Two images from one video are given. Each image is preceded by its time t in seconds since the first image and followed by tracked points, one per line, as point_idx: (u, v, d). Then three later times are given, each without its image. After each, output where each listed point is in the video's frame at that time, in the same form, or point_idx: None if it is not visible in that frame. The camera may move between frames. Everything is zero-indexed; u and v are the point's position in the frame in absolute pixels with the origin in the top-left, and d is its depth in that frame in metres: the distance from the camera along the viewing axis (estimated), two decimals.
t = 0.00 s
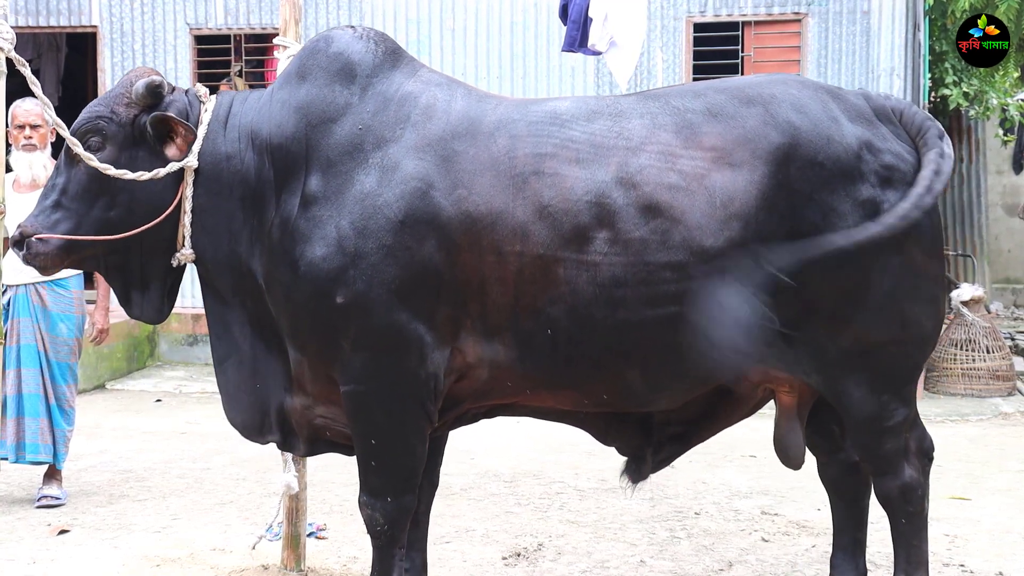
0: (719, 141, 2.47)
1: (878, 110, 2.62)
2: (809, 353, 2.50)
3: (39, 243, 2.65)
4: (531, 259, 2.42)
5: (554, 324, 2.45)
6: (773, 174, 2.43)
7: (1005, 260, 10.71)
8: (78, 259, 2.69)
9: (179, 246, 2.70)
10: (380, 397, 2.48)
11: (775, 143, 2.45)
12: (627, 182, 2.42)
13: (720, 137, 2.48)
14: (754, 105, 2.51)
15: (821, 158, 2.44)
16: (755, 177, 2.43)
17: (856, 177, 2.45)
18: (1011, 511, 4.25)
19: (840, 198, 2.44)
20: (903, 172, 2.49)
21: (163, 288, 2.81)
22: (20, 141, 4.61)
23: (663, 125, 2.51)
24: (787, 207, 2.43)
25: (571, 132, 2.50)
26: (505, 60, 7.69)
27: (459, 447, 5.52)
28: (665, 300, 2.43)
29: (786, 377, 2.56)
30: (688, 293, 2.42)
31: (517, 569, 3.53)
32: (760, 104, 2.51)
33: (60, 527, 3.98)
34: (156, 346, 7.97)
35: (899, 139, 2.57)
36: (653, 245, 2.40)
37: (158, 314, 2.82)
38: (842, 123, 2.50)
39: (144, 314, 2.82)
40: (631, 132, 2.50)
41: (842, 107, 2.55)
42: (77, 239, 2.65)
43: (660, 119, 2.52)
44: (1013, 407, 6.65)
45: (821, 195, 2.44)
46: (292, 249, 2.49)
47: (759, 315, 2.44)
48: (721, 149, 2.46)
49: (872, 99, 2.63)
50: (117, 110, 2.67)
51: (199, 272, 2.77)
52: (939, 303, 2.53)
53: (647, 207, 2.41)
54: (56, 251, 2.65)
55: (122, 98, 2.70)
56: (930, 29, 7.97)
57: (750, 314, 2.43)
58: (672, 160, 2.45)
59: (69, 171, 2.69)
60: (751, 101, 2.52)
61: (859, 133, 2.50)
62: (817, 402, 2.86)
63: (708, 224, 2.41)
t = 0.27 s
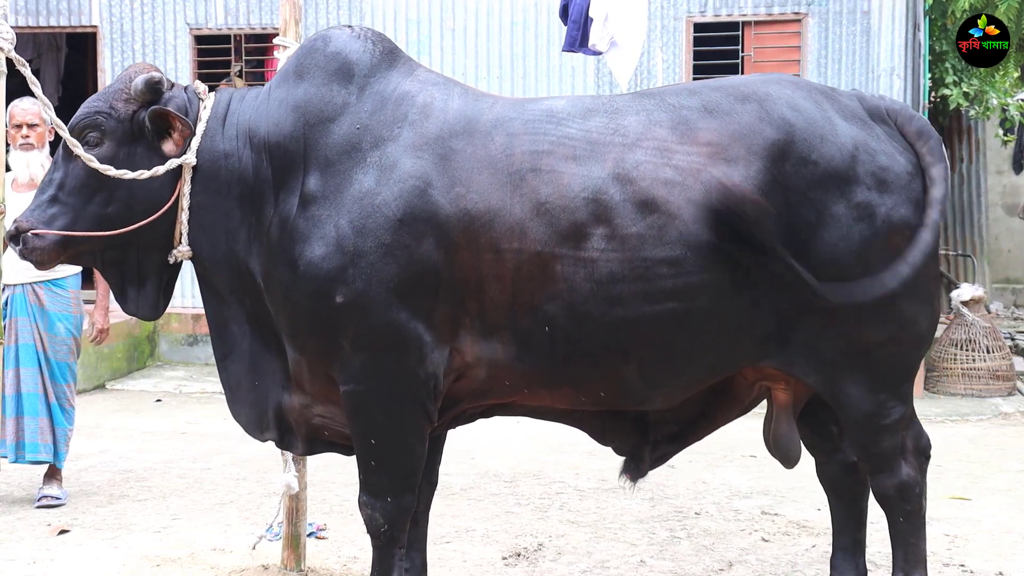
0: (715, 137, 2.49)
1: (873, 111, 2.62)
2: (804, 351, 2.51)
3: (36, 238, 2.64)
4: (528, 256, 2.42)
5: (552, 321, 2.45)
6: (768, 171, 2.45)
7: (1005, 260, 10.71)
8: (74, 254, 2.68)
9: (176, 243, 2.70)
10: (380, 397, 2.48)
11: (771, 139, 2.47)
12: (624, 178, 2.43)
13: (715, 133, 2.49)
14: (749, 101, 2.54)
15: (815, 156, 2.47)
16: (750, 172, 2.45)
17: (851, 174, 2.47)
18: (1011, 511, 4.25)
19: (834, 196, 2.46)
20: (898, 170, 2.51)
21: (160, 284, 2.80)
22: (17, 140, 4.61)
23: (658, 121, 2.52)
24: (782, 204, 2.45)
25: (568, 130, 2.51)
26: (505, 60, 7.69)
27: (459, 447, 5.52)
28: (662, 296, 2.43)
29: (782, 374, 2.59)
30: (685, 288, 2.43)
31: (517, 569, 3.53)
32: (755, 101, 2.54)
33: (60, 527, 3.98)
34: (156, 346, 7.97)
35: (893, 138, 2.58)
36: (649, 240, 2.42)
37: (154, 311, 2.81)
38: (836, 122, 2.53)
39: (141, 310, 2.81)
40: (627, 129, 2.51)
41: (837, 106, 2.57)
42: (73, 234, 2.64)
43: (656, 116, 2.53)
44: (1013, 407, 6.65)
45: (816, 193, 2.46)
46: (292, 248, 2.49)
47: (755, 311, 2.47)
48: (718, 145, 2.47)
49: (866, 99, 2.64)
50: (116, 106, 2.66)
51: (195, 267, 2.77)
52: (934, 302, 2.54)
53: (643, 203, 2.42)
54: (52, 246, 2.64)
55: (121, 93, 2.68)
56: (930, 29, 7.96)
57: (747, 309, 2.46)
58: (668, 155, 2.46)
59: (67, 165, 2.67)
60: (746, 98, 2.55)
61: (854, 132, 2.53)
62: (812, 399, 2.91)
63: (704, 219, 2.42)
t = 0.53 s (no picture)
0: (710, 135, 2.50)
1: (867, 111, 2.63)
2: (799, 351, 2.53)
3: (30, 231, 2.64)
4: (526, 254, 2.42)
5: (549, 320, 2.45)
6: (762, 168, 2.46)
7: (1005, 259, 10.71)
8: (69, 247, 2.69)
9: (171, 238, 2.71)
10: (379, 397, 2.48)
11: (765, 137, 2.48)
12: (620, 175, 2.44)
13: (710, 130, 2.50)
14: (743, 100, 2.56)
15: (810, 154, 2.48)
16: (745, 170, 2.46)
17: (845, 172, 2.47)
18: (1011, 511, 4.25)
19: (829, 195, 2.46)
20: (893, 168, 2.51)
21: (155, 279, 2.80)
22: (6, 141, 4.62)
23: (654, 119, 2.53)
24: (777, 201, 2.46)
25: (564, 128, 2.51)
26: (505, 60, 7.69)
27: (459, 447, 5.52)
28: (658, 294, 2.44)
29: (778, 373, 2.60)
30: (681, 286, 2.43)
31: (517, 569, 3.53)
32: (749, 100, 2.56)
33: (60, 527, 3.98)
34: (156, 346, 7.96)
35: (887, 138, 2.58)
36: (645, 238, 2.42)
37: (147, 306, 2.81)
38: (830, 122, 2.54)
39: (135, 306, 2.81)
40: (623, 127, 2.51)
41: (831, 106, 2.58)
42: (69, 227, 2.64)
43: (651, 114, 2.54)
44: (1014, 407, 6.65)
45: (811, 191, 2.46)
46: (291, 247, 2.48)
47: (750, 309, 2.48)
48: (712, 142, 2.49)
49: (860, 99, 2.65)
50: (115, 100, 2.66)
51: (189, 264, 2.77)
52: (930, 302, 2.53)
53: (639, 200, 2.42)
54: (47, 239, 2.64)
55: (120, 88, 2.68)
56: (930, 29, 7.96)
57: (743, 307, 2.47)
58: (663, 153, 2.47)
59: (63, 159, 2.67)
60: (740, 97, 2.57)
61: (848, 131, 2.54)
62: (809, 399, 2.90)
63: (700, 216, 2.43)
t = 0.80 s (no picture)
0: (703, 133, 2.50)
1: (862, 111, 2.63)
2: (795, 350, 2.53)
3: (26, 225, 2.64)
4: (523, 253, 2.42)
5: (546, 318, 2.45)
6: (757, 167, 2.46)
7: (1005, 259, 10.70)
8: (65, 242, 2.69)
9: (167, 234, 2.71)
10: (379, 398, 2.48)
11: (758, 135, 2.49)
12: (615, 173, 2.44)
13: (705, 129, 2.51)
14: (738, 99, 2.56)
15: (804, 153, 2.48)
16: (740, 168, 2.46)
17: (840, 170, 2.47)
18: (1012, 510, 4.25)
19: (824, 194, 2.46)
20: (888, 167, 2.51)
21: (150, 275, 2.80)
22: None
23: (648, 118, 2.54)
24: (771, 200, 2.46)
25: (560, 127, 2.52)
26: (505, 60, 7.69)
27: (459, 447, 5.52)
28: (654, 291, 2.43)
29: (774, 372, 2.61)
30: (676, 283, 2.43)
31: (518, 569, 3.53)
32: (744, 99, 2.56)
33: (60, 526, 3.98)
34: (156, 346, 7.96)
35: (882, 138, 2.58)
36: (640, 235, 2.42)
37: (143, 302, 2.81)
38: (824, 121, 2.54)
39: (130, 301, 2.81)
40: (618, 125, 2.52)
41: (825, 106, 2.59)
42: (64, 222, 2.64)
43: (646, 113, 2.55)
44: (1014, 407, 6.64)
45: (806, 190, 2.46)
46: (289, 246, 2.48)
47: (746, 307, 2.48)
48: (707, 141, 2.49)
49: (856, 99, 2.65)
50: (112, 94, 2.65)
51: (185, 260, 2.77)
52: (925, 300, 2.53)
53: (635, 198, 2.42)
54: (42, 233, 2.64)
55: (118, 83, 2.67)
56: (931, 29, 7.96)
57: (739, 305, 2.47)
58: (657, 151, 2.47)
59: (60, 153, 2.67)
60: (734, 96, 2.57)
61: (842, 130, 2.54)
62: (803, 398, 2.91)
63: (695, 214, 2.43)
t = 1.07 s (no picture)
0: (699, 132, 2.50)
1: (858, 111, 2.63)
2: (792, 350, 2.53)
3: (22, 222, 2.66)
4: (520, 252, 2.42)
5: (543, 317, 2.45)
6: (752, 165, 2.46)
7: (1005, 259, 10.70)
8: (60, 239, 2.70)
9: (163, 233, 2.70)
10: (376, 398, 2.48)
11: (753, 134, 2.49)
12: (611, 172, 2.44)
13: (700, 128, 2.51)
14: (733, 98, 2.56)
15: (799, 152, 2.48)
16: (735, 167, 2.46)
17: (835, 169, 2.47)
18: (1012, 511, 4.25)
19: (820, 193, 2.46)
20: (884, 166, 2.51)
21: (146, 274, 2.79)
22: None
23: (645, 117, 2.54)
24: (766, 198, 2.45)
25: (556, 126, 2.52)
26: (505, 59, 7.69)
27: (459, 447, 5.52)
28: (650, 289, 2.43)
29: (771, 372, 2.61)
30: (672, 282, 2.43)
31: (518, 569, 3.53)
32: (739, 97, 2.56)
33: (61, 526, 3.98)
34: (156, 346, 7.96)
35: (877, 138, 2.58)
36: (637, 234, 2.42)
37: (138, 301, 2.81)
38: (820, 120, 2.54)
39: (125, 300, 2.81)
40: (614, 124, 2.52)
41: (820, 105, 2.59)
42: (59, 219, 2.65)
43: (642, 112, 2.55)
44: (1014, 407, 6.64)
45: (802, 190, 2.46)
46: (287, 246, 2.48)
47: (742, 307, 2.48)
48: (702, 139, 2.49)
49: (851, 99, 2.66)
50: (110, 92, 2.65)
51: (181, 259, 2.77)
52: (921, 299, 2.53)
53: (631, 196, 2.42)
54: (37, 230, 2.65)
55: (115, 81, 2.67)
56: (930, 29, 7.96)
57: (735, 305, 2.47)
58: (653, 150, 2.47)
59: (56, 150, 2.67)
60: (730, 95, 2.57)
61: (837, 129, 2.54)
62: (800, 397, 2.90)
63: (691, 213, 2.43)
